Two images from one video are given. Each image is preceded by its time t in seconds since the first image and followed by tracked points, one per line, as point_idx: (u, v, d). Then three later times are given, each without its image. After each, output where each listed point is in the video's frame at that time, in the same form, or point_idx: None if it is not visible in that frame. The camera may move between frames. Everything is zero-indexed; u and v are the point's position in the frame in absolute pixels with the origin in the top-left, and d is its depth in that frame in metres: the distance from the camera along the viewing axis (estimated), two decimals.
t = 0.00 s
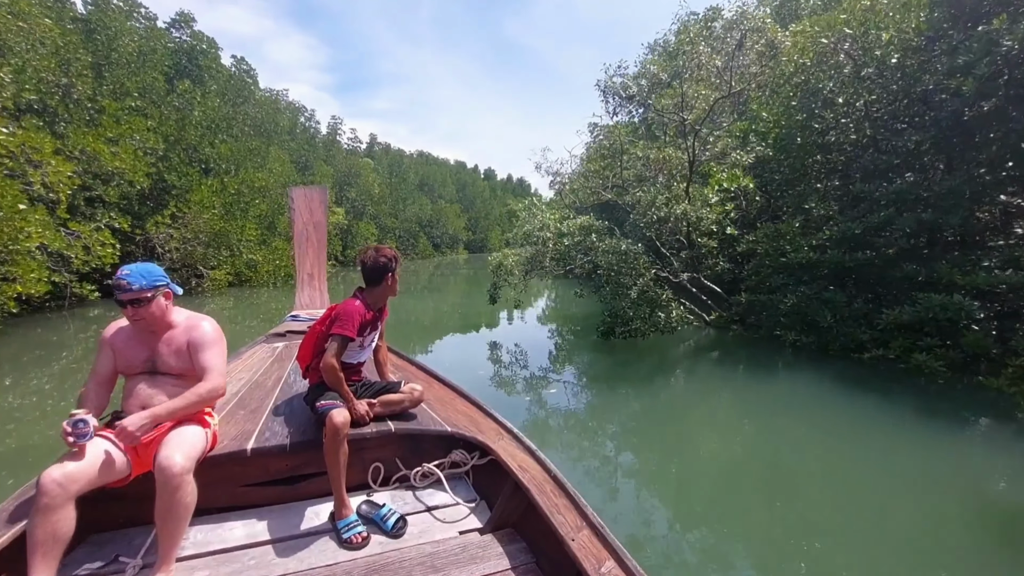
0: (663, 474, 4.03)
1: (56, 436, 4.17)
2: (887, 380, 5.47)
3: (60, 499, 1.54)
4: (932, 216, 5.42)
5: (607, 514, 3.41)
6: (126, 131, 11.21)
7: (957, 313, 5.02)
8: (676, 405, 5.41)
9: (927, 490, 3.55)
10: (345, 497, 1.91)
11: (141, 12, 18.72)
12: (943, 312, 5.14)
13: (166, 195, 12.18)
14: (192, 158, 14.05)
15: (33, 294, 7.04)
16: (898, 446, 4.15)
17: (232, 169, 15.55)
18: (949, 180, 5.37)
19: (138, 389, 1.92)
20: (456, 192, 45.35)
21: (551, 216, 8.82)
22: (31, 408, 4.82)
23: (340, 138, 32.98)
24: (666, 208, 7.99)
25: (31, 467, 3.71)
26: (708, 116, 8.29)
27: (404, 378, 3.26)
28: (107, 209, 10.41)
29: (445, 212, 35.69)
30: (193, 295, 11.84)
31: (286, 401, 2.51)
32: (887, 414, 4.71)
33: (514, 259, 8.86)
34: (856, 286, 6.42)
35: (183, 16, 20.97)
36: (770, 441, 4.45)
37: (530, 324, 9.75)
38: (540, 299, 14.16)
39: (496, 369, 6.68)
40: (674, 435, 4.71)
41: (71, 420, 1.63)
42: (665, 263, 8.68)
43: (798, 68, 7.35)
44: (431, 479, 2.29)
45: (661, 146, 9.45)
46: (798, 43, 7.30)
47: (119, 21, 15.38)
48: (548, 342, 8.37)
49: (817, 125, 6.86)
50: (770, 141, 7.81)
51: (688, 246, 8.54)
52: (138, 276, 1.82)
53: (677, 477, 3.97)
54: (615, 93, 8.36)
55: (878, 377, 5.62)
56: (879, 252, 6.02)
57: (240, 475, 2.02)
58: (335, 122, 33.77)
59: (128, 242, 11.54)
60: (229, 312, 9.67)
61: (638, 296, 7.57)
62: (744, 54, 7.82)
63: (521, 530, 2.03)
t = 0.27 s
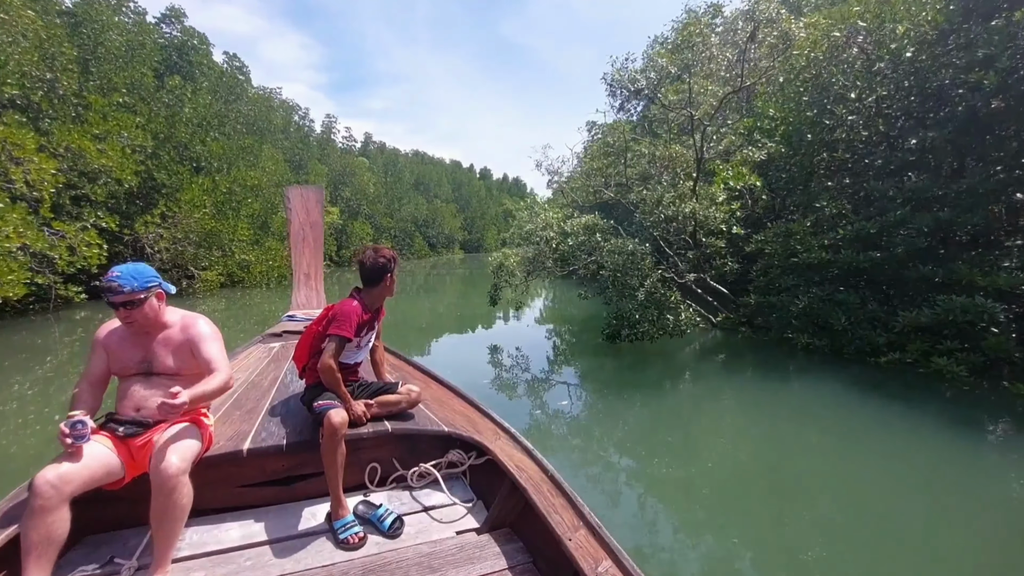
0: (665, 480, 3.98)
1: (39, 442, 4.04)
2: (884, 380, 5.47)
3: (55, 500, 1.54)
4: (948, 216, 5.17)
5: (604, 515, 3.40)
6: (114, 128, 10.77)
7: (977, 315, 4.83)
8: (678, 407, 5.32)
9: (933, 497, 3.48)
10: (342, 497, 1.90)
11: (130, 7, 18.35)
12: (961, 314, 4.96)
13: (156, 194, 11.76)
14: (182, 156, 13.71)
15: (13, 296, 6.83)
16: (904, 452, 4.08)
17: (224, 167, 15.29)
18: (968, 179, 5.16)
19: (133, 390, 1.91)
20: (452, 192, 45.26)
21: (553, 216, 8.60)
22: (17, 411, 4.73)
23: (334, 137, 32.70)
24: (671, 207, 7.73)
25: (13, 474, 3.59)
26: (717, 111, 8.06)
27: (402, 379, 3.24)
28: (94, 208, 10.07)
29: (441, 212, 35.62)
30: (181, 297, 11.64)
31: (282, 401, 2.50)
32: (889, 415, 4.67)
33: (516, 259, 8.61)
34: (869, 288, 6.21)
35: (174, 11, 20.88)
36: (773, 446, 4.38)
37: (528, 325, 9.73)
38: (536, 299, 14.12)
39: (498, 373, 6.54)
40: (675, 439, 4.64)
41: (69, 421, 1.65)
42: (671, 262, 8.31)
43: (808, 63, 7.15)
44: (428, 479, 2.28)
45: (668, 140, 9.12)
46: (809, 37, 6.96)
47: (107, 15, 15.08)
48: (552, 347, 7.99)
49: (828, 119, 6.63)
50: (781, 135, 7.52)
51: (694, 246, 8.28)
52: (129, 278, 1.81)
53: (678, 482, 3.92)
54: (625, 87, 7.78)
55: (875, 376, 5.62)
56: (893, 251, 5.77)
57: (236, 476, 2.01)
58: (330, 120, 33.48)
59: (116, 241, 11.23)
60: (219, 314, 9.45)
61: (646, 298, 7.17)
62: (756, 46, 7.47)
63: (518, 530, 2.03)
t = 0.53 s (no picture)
0: (667, 482, 3.94)
1: (19, 450, 3.90)
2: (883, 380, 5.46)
3: (52, 502, 1.53)
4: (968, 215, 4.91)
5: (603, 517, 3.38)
6: (101, 125, 10.52)
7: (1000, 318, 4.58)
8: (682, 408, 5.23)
9: (939, 499, 3.41)
10: (340, 498, 1.90)
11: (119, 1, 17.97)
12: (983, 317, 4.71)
13: (150, 195, 11.53)
14: (172, 155, 13.35)
15: None
16: (909, 454, 4.01)
17: (217, 165, 14.96)
18: (991, 176, 4.88)
19: (130, 392, 1.91)
20: (448, 192, 45.17)
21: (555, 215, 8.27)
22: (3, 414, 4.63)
23: (329, 135, 32.43)
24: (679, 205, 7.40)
25: None
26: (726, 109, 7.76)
27: (399, 379, 3.23)
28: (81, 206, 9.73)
29: (438, 212, 35.57)
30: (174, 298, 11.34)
31: (279, 402, 2.50)
32: (891, 415, 4.63)
33: (519, 261, 8.40)
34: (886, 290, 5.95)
35: (164, 7, 20.77)
36: (778, 446, 4.33)
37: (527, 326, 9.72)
38: (532, 298, 14.07)
39: (499, 375, 6.38)
40: (678, 438, 4.60)
41: (72, 424, 1.63)
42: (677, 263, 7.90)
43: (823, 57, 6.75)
44: (426, 479, 2.28)
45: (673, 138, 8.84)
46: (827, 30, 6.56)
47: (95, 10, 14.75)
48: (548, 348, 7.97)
49: (841, 116, 6.37)
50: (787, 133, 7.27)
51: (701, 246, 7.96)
52: (128, 278, 1.81)
53: (680, 485, 3.88)
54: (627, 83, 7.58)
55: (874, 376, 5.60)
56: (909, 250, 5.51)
57: (233, 476, 2.01)
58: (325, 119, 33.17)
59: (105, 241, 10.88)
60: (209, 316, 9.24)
61: (654, 300, 6.75)
62: (767, 40, 7.14)
63: (516, 530, 2.03)
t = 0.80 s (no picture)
0: (667, 483, 3.91)
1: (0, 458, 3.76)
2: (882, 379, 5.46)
3: (51, 504, 1.53)
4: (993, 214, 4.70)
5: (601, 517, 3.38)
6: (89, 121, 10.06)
7: None
8: (685, 410, 5.17)
9: (942, 504, 3.37)
10: (338, 499, 1.89)
11: None
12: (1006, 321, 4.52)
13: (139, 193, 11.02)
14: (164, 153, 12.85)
15: None
16: (911, 457, 4.00)
17: (210, 164, 14.31)
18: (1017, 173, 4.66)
19: (129, 393, 1.90)
20: (445, 191, 45.09)
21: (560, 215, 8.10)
22: None
23: (324, 134, 32.15)
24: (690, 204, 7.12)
25: None
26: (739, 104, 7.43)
27: (398, 380, 3.23)
28: (67, 205, 9.25)
29: (434, 212, 35.52)
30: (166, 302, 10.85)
31: (278, 403, 2.49)
32: (891, 417, 4.61)
33: (522, 263, 8.27)
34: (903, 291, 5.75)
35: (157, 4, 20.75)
36: (779, 450, 4.29)
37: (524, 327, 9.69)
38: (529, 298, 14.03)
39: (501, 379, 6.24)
40: (678, 439, 4.57)
41: (83, 405, 1.70)
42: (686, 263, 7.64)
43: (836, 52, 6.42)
44: (424, 479, 2.28)
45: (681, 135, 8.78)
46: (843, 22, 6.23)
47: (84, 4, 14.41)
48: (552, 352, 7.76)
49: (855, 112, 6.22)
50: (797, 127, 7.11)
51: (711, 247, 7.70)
52: (135, 276, 1.83)
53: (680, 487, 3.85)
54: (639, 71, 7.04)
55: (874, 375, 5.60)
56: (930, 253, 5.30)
57: (231, 477, 2.00)
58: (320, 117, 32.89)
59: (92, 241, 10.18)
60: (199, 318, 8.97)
61: (664, 302, 6.48)
62: (783, 32, 6.83)
63: (515, 530, 2.03)
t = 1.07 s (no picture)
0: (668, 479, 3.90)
1: None
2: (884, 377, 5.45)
3: (51, 503, 1.53)
4: None
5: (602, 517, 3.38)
6: (79, 118, 9.82)
7: None
8: (690, 413, 5.12)
9: (944, 506, 3.34)
10: (339, 499, 1.89)
11: None
12: None
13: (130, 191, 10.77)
14: (156, 150, 12.53)
15: None
16: (914, 455, 4.02)
17: (204, 163, 14.07)
18: None
19: (131, 392, 1.91)
20: (442, 191, 45.05)
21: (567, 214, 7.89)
22: None
23: (321, 133, 31.96)
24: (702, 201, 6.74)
25: None
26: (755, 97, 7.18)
27: (398, 380, 3.23)
28: (57, 204, 9.14)
29: (432, 212, 35.51)
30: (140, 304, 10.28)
31: (278, 403, 2.49)
32: (894, 417, 4.59)
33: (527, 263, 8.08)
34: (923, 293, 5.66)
35: None
36: (784, 453, 4.26)
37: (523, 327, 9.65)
38: (527, 298, 14.00)
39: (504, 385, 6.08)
40: (683, 440, 4.54)
41: (102, 370, 1.74)
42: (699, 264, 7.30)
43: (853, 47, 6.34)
44: (425, 479, 2.28)
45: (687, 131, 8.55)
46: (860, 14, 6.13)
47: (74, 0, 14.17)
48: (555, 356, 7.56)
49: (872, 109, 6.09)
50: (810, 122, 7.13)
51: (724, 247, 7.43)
52: (144, 272, 1.87)
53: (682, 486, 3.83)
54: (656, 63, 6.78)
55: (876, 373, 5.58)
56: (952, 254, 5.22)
57: (232, 477, 2.00)
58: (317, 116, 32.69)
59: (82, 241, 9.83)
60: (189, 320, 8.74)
61: (677, 305, 6.16)
62: (800, 24, 6.56)
63: (516, 529, 2.03)
